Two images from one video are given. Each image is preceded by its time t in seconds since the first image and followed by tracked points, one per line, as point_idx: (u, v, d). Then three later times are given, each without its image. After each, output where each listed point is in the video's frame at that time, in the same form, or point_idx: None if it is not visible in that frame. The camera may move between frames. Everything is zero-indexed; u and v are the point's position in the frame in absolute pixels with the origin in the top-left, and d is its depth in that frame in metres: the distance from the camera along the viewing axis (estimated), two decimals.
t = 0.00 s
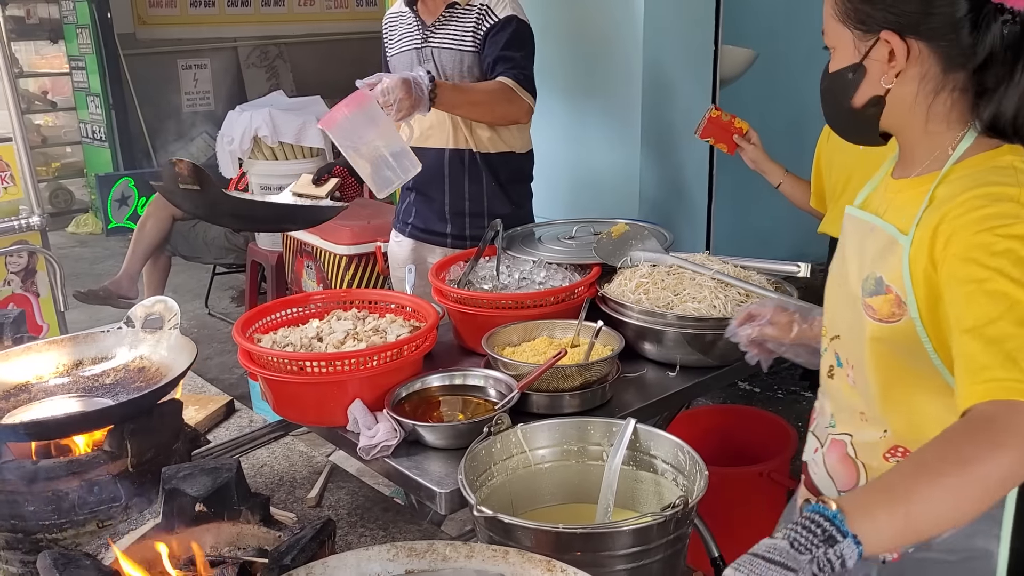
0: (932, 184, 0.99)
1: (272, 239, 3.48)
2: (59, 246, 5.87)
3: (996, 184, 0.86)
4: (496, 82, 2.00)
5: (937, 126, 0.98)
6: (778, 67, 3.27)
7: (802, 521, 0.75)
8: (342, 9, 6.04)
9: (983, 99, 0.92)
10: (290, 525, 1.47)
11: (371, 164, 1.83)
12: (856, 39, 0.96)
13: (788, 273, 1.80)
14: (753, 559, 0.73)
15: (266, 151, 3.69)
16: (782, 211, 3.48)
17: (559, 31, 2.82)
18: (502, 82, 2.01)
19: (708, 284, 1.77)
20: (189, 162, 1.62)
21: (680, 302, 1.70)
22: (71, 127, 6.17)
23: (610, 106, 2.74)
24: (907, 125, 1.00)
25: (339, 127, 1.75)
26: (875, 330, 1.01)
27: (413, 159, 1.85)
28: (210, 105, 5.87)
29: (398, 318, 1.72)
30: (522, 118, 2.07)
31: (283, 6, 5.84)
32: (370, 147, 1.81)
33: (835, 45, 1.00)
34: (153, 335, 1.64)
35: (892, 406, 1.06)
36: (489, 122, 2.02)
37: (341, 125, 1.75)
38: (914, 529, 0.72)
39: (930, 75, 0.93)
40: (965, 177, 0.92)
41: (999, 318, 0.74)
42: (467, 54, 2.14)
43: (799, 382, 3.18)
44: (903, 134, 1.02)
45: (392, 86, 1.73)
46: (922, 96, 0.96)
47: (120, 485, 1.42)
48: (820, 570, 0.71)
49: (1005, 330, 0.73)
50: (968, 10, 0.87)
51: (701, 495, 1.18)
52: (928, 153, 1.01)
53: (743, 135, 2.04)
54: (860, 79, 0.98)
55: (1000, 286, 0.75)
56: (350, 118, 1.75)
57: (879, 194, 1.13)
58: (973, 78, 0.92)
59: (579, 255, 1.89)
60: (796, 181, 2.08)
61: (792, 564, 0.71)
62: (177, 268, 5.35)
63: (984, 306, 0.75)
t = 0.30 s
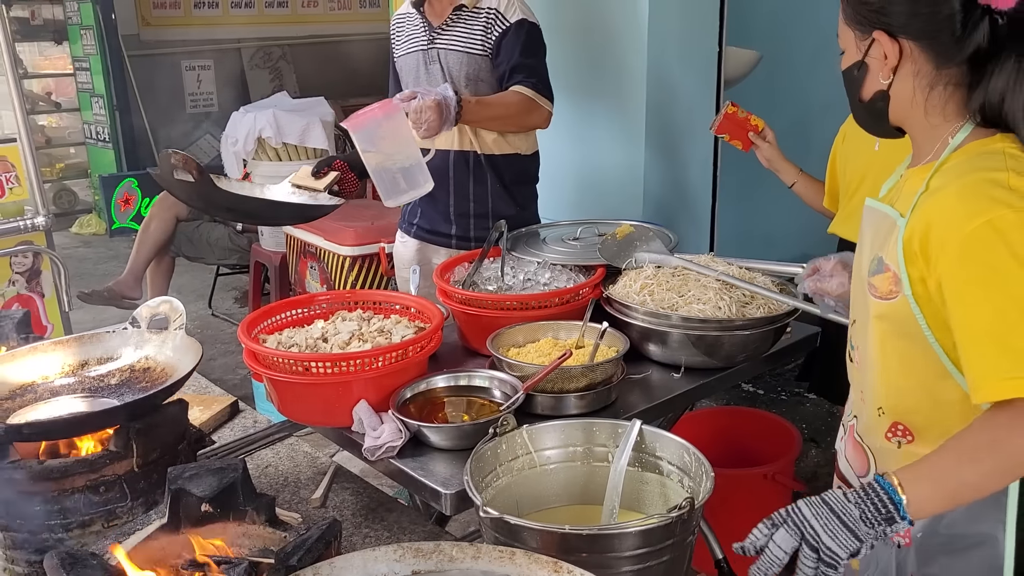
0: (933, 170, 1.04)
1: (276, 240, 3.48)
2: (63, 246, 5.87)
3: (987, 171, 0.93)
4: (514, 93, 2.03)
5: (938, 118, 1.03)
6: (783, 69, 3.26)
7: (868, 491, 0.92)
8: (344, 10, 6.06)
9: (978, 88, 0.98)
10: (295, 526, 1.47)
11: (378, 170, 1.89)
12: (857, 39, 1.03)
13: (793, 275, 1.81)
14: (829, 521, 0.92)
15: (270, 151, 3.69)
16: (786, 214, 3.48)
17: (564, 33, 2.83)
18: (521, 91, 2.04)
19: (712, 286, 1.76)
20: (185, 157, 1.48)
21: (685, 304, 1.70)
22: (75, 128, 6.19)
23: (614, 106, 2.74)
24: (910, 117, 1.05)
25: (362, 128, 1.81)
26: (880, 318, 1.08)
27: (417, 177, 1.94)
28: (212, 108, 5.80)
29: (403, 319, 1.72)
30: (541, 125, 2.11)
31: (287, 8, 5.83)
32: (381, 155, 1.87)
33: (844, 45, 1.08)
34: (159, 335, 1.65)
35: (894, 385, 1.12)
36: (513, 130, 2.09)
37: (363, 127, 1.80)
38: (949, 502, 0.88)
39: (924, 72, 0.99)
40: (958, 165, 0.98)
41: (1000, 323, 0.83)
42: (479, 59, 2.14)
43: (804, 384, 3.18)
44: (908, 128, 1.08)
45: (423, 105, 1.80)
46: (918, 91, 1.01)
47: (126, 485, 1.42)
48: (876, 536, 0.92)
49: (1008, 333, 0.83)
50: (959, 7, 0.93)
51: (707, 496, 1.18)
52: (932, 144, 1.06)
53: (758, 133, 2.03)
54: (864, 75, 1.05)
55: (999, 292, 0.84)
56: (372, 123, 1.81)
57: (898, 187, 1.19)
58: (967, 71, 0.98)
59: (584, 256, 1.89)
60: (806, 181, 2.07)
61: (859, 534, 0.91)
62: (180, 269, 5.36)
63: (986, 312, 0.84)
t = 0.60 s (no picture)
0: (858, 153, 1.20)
1: (273, 244, 3.48)
2: (59, 249, 5.85)
3: (898, 155, 1.08)
4: (527, 103, 2.04)
5: (872, 118, 1.19)
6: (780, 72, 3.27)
7: (854, 493, 1.08)
8: (343, 13, 6.25)
9: (901, 94, 1.15)
10: (289, 534, 1.47)
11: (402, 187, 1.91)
12: (810, 47, 1.18)
13: (789, 280, 1.81)
14: (850, 541, 1.09)
15: (266, 156, 3.69)
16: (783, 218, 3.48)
17: (559, 36, 2.82)
18: (534, 100, 2.04)
19: (708, 292, 1.76)
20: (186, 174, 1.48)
21: (680, 310, 1.70)
22: (71, 130, 6.18)
23: (610, 110, 2.73)
24: (850, 117, 1.21)
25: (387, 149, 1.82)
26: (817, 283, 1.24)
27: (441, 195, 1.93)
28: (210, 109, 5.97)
29: (399, 325, 1.71)
30: (555, 129, 2.13)
31: (285, 11, 5.97)
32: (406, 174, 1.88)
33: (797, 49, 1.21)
34: (152, 342, 1.64)
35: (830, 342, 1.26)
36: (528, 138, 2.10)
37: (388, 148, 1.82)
38: (885, 446, 1.06)
39: (865, 78, 1.16)
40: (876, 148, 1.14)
41: (906, 293, 1.02)
42: (490, 68, 2.14)
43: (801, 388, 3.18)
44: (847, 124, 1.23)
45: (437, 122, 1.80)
46: (861, 94, 1.17)
47: (119, 492, 1.42)
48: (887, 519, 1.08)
49: (910, 301, 1.01)
50: (894, 32, 1.10)
51: (702, 504, 1.17)
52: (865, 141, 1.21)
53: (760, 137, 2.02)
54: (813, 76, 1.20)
55: (906, 266, 1.01)
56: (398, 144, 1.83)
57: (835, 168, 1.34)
58: (898, 80, 1.14)
59: (580, 261, 1.88)
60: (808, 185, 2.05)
61: (876, 530, 1.08)
62: (176, 272, 5.33)
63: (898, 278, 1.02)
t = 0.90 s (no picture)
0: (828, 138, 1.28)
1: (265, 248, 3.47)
2: (51, 254, 5.81)
3: (862, 140, 1.16)
4: (531, 110, 2.06)
5: (846, 105, 1.26)
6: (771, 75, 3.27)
7: (820, 458, 1.15)
8: (338, 16, 6.36)
9: (874, 84, 1.22)
10: (275, 544, 1.46)
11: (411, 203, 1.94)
12: (789, 39, 1.24)
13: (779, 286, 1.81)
14: (822, 505, 1.16)
15: (257, 160, 3.67)
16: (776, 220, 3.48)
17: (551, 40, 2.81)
18: (536, 106, 2.07)
19: (697, 298, 1.76)
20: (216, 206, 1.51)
21: (670, 316, 1.69)
22: (64, 134, 6.16)
23: (601, 114, 2.72)
24: (825, 106, 1.28)
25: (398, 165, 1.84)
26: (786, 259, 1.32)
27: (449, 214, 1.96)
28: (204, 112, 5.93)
29: (387, 332, 1.70)
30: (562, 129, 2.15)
31: (279, 14, 6.10)
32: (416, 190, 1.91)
33: (774, 42, 1.27)
34: (138, 350, 1.63)
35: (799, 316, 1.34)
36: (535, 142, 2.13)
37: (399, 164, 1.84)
38: (848, 410, 1.14)
39: (842, 67, 1.23)
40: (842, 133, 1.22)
41: (862, 264, 1.11)
42: (488, 75, 2.13)
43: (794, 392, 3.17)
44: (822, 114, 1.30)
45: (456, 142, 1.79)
46: (836, 83, 1.25)
47: (103, 503, 1.41)
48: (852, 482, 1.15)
49: (866, 271, 1.11)
50: (867, 25, 1.17)
51: (688, 512, 1.17)
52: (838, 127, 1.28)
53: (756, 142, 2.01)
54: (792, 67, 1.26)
55: (865, 242, 1.11)
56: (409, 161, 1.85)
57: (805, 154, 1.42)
58: (869, 69, 1.22)
59: (570, 267, 1.88)
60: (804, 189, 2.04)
61: (844, 492, 1.15)
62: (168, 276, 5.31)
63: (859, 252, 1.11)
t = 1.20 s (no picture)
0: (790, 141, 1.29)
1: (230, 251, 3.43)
2: (9, 257, 5.69)
3: (823, 146, 1.18)
4: (501, 120, 2.06)
5: (809, 105, 1.27)
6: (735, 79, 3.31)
7: (794, 473, 1.14)
8: (304, 17, 6.31)
9: (837, 87, 1.25)
10: (235, 550, 1.44)
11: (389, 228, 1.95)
12: (753, 40, 1.25)
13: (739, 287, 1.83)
14: (805, 522, 1.13)
15: (221, 162, 3.66)
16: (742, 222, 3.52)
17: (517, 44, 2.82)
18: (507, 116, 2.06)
19: (659, 299, 1.78)
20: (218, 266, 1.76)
21: (633, 317, 1.70)
22: (23, 135, 6.05)
23: (567, 117, 2.73)
24: (787, 107, 1.29)
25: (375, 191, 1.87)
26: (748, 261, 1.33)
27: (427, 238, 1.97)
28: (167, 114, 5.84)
29: (349, 334, 1.69)
30: (539, 124, 2.15)
31: (244, 15, 6.05)
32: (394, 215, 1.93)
33: (736, 43, 1.28)
34: (94, 353, 1.61)
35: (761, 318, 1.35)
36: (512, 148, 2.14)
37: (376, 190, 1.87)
38: (815, 419, 1.14)
39: (807, 67, 1.24)
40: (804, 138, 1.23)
41: (824, 270, 1.12)
42: (452, 90, 2.14)
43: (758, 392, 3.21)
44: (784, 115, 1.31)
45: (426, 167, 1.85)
46: (801, 84, 1.26)
47: (56, 510, 1.38)
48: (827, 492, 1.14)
49: (827, 278, 1.12)
50: (829, 26, 1.19)
51: (648, 511, 1.17)
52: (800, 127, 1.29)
53: (721, 146, 2.02)
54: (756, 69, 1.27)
55: (827, 248, 1.12)
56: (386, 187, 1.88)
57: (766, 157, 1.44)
58: (832, 70, 1.24)
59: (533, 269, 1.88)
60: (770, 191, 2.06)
61: (825, 504, 1.14)
62: (131, 280, 5.23)
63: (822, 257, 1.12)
